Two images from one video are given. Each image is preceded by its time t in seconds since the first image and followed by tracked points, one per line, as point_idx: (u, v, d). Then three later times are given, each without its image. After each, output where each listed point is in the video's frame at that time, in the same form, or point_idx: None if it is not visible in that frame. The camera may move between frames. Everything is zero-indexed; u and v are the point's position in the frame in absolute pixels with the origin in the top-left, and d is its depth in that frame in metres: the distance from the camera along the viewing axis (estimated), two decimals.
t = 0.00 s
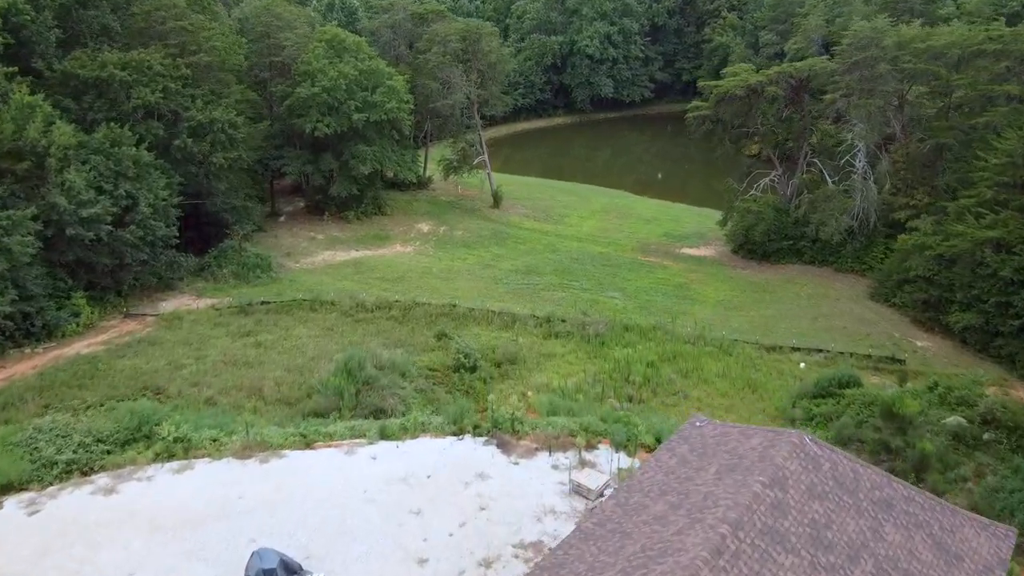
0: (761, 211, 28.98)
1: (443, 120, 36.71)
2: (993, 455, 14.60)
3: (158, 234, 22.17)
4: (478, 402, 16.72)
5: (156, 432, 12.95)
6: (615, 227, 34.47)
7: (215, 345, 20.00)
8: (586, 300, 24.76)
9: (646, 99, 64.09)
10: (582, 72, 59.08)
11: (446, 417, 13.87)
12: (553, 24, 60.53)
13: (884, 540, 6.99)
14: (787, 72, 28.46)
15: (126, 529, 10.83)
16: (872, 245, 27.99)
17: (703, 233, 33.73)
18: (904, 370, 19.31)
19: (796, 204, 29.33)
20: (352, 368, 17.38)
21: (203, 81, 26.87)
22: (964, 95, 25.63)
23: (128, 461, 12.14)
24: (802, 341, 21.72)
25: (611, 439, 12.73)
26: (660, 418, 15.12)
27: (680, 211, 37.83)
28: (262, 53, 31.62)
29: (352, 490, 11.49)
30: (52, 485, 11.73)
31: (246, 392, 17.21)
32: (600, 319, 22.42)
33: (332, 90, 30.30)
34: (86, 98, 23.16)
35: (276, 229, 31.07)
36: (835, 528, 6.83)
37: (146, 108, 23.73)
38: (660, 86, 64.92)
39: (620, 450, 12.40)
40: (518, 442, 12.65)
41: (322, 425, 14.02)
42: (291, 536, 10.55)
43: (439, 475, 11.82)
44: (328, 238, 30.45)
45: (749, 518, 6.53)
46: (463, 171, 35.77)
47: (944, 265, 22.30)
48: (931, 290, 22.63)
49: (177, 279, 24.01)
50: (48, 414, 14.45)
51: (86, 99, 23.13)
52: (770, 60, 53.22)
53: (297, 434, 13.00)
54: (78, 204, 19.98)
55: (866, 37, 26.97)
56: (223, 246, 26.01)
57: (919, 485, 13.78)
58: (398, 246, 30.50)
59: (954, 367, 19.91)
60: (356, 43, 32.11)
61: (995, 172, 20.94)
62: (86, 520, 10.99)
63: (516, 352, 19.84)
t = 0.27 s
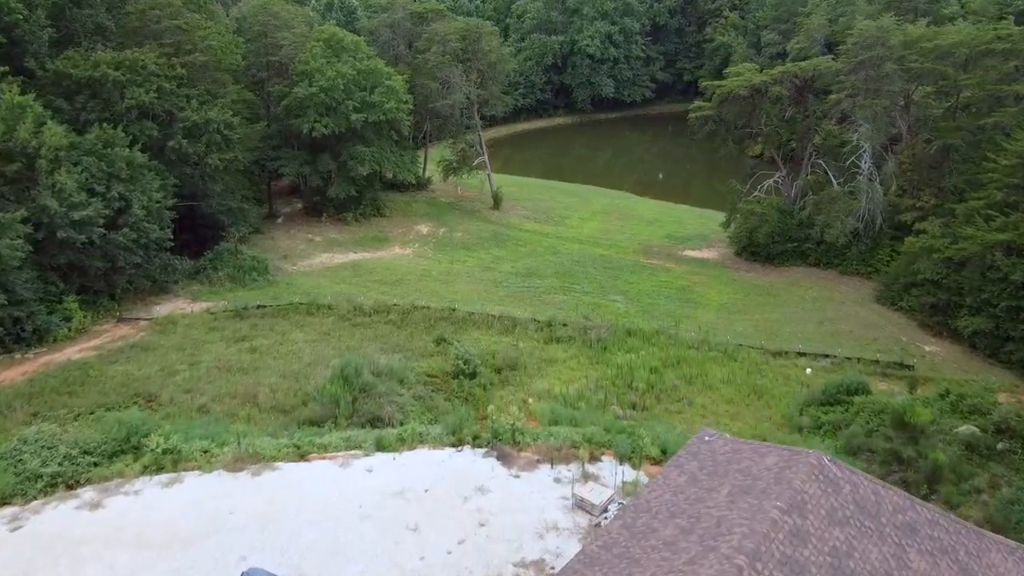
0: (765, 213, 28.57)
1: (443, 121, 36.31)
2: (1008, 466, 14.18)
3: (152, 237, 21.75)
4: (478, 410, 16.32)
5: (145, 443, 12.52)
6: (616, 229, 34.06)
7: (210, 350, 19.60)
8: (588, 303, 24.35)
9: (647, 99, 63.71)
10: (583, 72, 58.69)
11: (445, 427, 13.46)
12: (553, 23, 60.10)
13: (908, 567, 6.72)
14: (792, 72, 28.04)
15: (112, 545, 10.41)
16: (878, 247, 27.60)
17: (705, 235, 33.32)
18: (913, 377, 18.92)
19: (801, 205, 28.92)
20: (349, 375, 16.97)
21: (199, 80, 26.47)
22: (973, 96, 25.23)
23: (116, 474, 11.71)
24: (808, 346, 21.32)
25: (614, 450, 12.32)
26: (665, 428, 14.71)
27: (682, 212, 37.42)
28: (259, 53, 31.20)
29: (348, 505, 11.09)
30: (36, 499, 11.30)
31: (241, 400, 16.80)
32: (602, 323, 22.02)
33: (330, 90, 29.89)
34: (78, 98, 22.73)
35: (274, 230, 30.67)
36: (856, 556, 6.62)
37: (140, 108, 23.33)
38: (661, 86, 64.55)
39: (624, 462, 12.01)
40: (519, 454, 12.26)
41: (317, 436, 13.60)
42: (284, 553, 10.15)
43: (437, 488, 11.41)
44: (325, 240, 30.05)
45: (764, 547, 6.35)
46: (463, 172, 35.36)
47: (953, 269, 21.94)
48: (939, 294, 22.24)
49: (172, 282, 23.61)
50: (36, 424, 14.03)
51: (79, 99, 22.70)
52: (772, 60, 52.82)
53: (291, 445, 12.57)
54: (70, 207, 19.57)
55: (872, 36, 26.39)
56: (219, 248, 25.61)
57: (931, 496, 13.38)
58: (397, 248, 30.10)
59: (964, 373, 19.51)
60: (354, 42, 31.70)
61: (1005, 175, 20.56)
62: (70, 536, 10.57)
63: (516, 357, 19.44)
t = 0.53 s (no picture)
0: (769, 214, 28.16)
1: (442, 121, 35.90)
2: None
3: (145, 239, 21.33)
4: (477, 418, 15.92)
5: (133, 455, 12.10)
6: (617, 231, 33.65)
7: (204, 355, 19.21)
8: (589, 307, 23.95)
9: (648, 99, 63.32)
10: (584, 72, 58.30)
11: (443, 437, 13.04)
12: (554, 23, 59.66)
13: None
14: (796, 72, 27.62)
15: (96, 563, 10.00)
16: (884, 249, 27.20)
17: (708, 237, 32.91)
18: (922, 383, 18.54)
19: (805, 207, 28.51)
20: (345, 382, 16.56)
21: (194, 80, 26.05)
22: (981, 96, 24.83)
23: (102, 487, 11.29)
24: (814, 351, 20.91)
25: (619, 462, 11.92)
26: (671, 437, 14.31)
27: (684, 214, 37.00)
28: (256, 52, 30.78)
29: (343, 520, 10.69)
30: (19, 514, 10.89)
31: (234, 407, 16.40)
32: (605, 328, 21.61)
33: (328, 89, 29.46)
34: (71, 98, 22.32)
35: (271, 232, 30.25)
36: None
37: (134, 108, 22.92)
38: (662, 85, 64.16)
39: (629, 475, 11.60)
40: (520, 466, 11.85)
41: (311, 446, 13.19)
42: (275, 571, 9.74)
43: (435, 503, 11.00)
44: (323, 242, 29.63)
45: None
46: (462, 173, 34.96)
47: (962, 272, 21.55)
48: (948, 298, 21.86)
49: (167, 285, 23.21)
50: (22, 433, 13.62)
51: (72, 99, 22.29)
52: (775, 60, 52.39)
53: (284, 457, 12.15)
54: (60, 209, 19.15)
55: (878, 35, 26.01)
56: (215, 251, 25.21)
57: (945, 508, 12.98)
58: (395, 250, 29.68)
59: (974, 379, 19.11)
60: (352, 41, 31.29)
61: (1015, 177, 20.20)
62: (53, 554, 10.15)
63: (517, 363, 19.05)
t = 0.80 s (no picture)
0: (773, 216, 27.75)
1: (441, 121, 35.49)
2: None
3: (138, 242, 20.88)
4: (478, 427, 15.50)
5: (120, 467, 11.66)
6: (619, 232, 33.24)
7: (198, 360, 18.81)
8: (591, 310, 23.53)
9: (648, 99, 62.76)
10: (584, 71, 57.92)
11: (441, 448, 12.60)
12: (554, 22, 59.23)
13: None
14: (801, 71, 27.18)
15: None
16: (890, 252, 26.81)
17: (711, 238, 32.49)
18: (933, 390, 18.14)
19: (810, 208, 28.10)
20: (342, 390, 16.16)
21: (190, 80, 25.66)
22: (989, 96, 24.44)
23: (87, 502, 10.87)
24: (820, 355, 20.50)
25: (623, 475, 11.51)
26: (676, 447, 13.90)
27: (686, 215, 36.58)
28: (253, 51, 30.37)
29: (338, 536, 10.28)
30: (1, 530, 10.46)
31: (228, 415, 15.98)
32: (607, 332, 21.19)
33: (326, 89, 29.03)
34: (63, 98, 21.90)
35: (268, 234, 29.83)
36: None
37: (127, 108, 22.51)
38: (664, 85, 63.89)
39: (634, 488, 11.19)
40: (521, 479, 11.44)
41: (306, 457, 12.76)
42: None
43: (433, 518, 10.60)
44: (321, 244, 29.21)
45: None
46: (462, 173, 34.56)
47: (971, 275, 21.17)
48: (957, 302, 21.48)
49: (161, 289, 22.81)
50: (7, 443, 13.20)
51: (64, 99, 21.87)
52: (777, 59, 51.94)
53: (276, 469, 11.72)
54: (51, 211, 18.74)
55: (884, 34, 25.41)
56: (210, 253, 24.80)
57: (960, 521, 12.56)
58: (394, 252, 29.27)
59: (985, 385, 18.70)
60: (351, 40, 30.86)
61: None
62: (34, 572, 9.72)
63: (518, 369, 18.65)
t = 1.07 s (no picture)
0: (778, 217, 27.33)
1: (441, 121, 34.95)
2: None
3: (132, 244, 20.53)
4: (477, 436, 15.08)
5: (107, 479, 11.24)
6: (621, 233, 32.84)
7: (192, 365, 18.41)
8: (593, 314, 23.13)
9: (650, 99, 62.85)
10: (585, 71, 57.57)
11: (440, 459, 12.19)
12: (555, 22, 58.84)
13: None
14: (807, 71, 26.66)
15: None
16: (896, 254, 26.43)
17: (714, 240, 32.08)
18: (944, 397, 17.73)
19: (815, 210, 27.69)
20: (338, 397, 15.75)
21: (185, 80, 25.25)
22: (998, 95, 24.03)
23: (71, 516, 10.44)
24: (827, 360, 20.10)
25: (628, 489, 11.09)
26: (682, 456, 13.49)
27: (688, 216, 36.18)
28: (249, 51, 29.95)
29: (332, 554, 9.86)
30: None
31: (222, 422, 15.57)
32: (609, 336, 20.78)
33: (324, 89, 28.62)
34: (56, 97, 21.49)
35: (265, 235, 29.43)
36: None
37: (121, 107, 22.10)
38: (665, 85, 63.81)
39: (640, 502, 10.76)
40: (523, 493, 11.02)
41: (300, 468, 12.35)
42: None
43: (431, 535, 10.17)
44: (319, 245, 28.80)
45: None
46: (462, 174, 34.17)
47: (981, 278, 20.79)
48: (966, 306, 21.10)
49: (155, 292, 22.40)
50: None
51: (56, 98, 21.46)
52: (779, 59, 51.45)
53: (269, 482, 11.30)
54: (41, 213, 18.33)
55: (891, 32, 25.18)
56: (206, 255, 24.40)
57: (976, 534, 12.08)
58: (393, 254, 28.86)
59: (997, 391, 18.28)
60: (349, 39, 30.46)
61: None
62: None
63: (518, 374, 18.24)
